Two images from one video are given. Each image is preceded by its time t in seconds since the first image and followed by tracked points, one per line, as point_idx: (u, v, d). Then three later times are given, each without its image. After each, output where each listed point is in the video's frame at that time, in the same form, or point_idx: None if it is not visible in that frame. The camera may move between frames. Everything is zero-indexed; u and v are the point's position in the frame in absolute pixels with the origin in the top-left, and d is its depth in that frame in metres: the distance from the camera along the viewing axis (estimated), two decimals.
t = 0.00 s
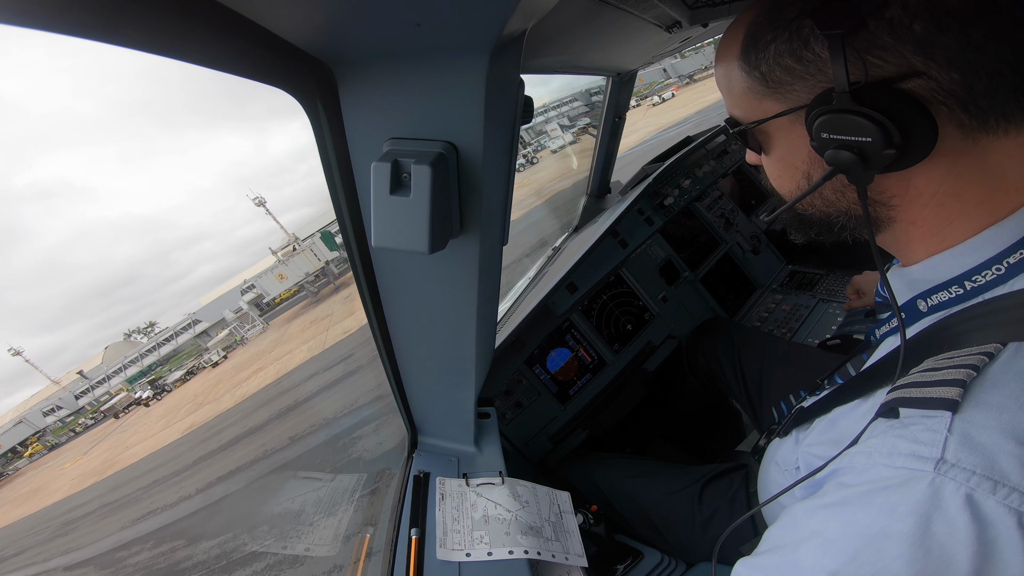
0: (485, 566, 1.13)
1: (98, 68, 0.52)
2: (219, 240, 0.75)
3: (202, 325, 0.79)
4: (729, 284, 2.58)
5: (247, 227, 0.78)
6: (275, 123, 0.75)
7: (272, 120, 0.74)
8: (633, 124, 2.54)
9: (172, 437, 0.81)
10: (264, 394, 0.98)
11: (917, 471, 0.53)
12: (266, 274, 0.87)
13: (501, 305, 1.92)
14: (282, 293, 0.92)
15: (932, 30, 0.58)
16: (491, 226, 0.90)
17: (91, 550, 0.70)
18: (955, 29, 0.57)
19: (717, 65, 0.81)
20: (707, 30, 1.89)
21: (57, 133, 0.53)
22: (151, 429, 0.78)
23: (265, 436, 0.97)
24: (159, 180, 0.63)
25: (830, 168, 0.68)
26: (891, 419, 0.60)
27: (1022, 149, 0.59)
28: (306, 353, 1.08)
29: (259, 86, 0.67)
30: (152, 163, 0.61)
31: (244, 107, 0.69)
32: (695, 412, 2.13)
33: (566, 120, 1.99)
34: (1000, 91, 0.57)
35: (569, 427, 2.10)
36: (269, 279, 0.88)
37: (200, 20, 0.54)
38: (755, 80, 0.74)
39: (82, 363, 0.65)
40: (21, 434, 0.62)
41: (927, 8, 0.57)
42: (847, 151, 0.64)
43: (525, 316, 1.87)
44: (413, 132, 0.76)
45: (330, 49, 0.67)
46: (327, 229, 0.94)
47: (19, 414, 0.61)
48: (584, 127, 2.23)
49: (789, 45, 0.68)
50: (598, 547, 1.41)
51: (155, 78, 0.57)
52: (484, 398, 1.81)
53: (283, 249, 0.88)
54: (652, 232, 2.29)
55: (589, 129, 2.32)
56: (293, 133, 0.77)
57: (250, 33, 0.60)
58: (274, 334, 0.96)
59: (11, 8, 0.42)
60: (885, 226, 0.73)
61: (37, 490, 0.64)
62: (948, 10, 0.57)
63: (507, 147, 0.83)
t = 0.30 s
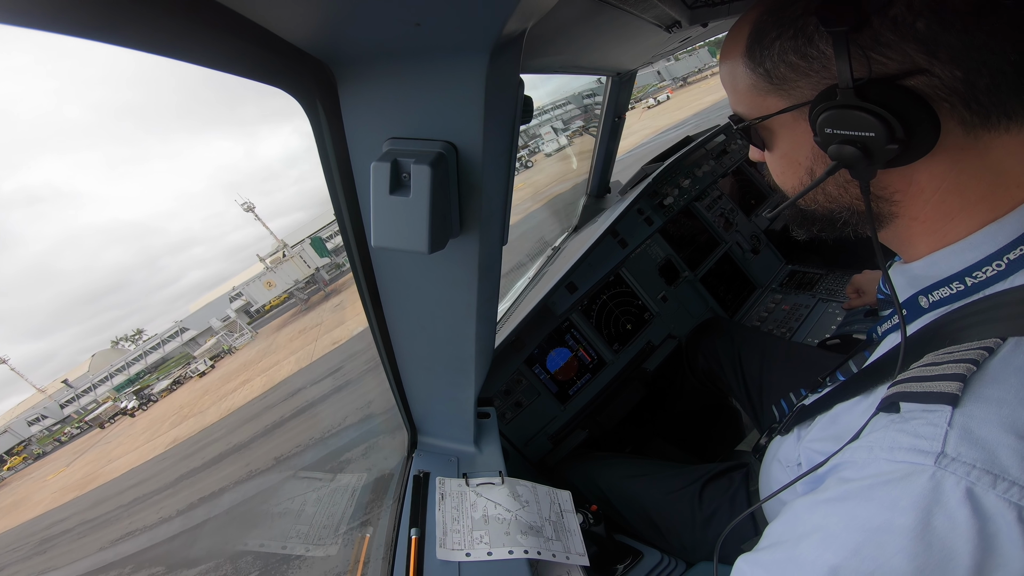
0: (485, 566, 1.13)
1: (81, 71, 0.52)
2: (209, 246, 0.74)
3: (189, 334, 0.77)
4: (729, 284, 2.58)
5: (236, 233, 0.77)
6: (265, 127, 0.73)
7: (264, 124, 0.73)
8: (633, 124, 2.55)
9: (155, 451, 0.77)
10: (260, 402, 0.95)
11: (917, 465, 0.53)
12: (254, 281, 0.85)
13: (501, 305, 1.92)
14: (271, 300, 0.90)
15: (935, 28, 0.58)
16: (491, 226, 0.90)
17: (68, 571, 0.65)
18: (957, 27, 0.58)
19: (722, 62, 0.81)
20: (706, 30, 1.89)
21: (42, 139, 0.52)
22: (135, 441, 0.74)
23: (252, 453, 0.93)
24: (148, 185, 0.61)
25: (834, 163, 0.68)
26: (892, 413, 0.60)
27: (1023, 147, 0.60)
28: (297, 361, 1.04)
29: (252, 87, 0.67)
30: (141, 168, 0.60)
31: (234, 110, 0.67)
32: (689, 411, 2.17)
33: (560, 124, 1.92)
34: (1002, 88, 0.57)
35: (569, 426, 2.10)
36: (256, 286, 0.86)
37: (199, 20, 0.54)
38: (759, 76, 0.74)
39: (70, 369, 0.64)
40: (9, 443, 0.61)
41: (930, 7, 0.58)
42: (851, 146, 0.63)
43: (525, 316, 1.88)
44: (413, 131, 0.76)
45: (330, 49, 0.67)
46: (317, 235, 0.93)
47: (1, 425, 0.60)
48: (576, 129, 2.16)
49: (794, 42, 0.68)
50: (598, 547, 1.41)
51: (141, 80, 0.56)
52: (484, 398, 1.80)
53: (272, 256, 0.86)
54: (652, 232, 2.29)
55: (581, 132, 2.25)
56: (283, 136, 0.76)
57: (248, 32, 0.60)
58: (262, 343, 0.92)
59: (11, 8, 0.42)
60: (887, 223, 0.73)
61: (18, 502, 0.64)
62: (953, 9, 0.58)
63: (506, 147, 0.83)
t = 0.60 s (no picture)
0: (485, 566, 1.13)
1: (74, 74, 0.51)
2: (201, 251, 0.71)
3: (178, 341, 0.74)
4: (729, 284, 2.58)
5: (228, 237, 0.75)
6: (257, 132, 0.73)
7: (254, 129, 0.72)
8: (632, 123, 2.55)
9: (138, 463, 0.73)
10: (249, 413, 0.92)
11: (917, 467, 0.53)
12: (244, 288, 0.82)
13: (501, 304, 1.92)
14: (261, 307, 0.86)
15: (936, 28, 0.58)
16: (490, 226, 0.90)
17: None
18: (958, 27, 0.58)
19: (722, 61, 0.81)
20: (706, 30, 1.89)
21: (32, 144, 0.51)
22: (120, 454, 0.70)
23: (238, 471, 0.88)
24: (139, 189, 0.60)
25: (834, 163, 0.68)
26: (891, 414, 0.60)
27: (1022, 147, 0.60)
28: (284, 376, 1.01)
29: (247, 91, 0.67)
30: (132, 171, 0.59)
31: (226, 113, 0.67)
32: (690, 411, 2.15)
33: (555, 127, 1.87)
34: (1002, 88, 0.57)
35: (569, 426, 2.10)
36: (246, 293, 0.83)
37: (198, 22, 0.54)
38: (759, 75, 0.74)
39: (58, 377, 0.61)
40: None
41: (930, 7, 0.58)
42: (850, 146, 0.63)
43: (525, 316, 1.88)
44: (413, 132, 0.76)
45: (330, 50, 0.67)
46: (306, 240, 0.92)
47: None
48: (571, 132, 2.10)
49: (794, 41, 0.68)
50: (598, 547, 1.41)
51: (134, 84, 0.56)
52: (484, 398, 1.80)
53: (261, 262, 0.83)
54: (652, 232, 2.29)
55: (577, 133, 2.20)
56: (275, 141, 0.76)
57: (247, 33, 0.60)
58: (252, 350, 0.88)
59: (12, 8, 0.42)
60: (887, 223, 0.74)
61: None
62: (953, 9, 0.58)
63: (506, 148, 0.84)
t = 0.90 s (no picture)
0: (485, 566, 1.13)
1: (64, 77, 0.49)
2: (191, 256, 0.69)
3: (167, 347, 0.71)
4: (729, 284, 2.58)
5: (221, 242, 0.73)
6: (248, 134, 0.70)
7: (247, 132, 0.70)
8: (632, 123, 2.54)
9: (122, 476, 0.68)
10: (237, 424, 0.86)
11: (918, 472, 0.53)
12: (233, 293, 0.80)
13: (501, 305, 1.92)
14: (253, 313, 0.84)
15: (936, 31, 0.58)
16: (490, 227, 0.90)
17: None
18: (957, 29, 0.57)
19: (716, 65, 0.81)
20: (707, 29, 1.89)
21: (17, 147, 0.48)
22: (104, 465, 0.65)
23: (225, 484, 0.84)
24: (130, 195, 0.58)
25: (834, 169, 0.68)
26: (891, 420, 0.60)
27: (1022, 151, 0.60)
28: (273, 387, 0.97)
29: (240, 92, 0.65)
30: (123, 176, 0.57)
31: (218, 116, 0.65)
32: (689, 411, 2.19)
33: (552, 129, 1.83)
34: (1003, 91, 0.57)
35: (569, 426, 2.10)
36: (236, 299, 0.80)
37: (198, 22, 0.53)
38: (755, 80, 0.74)
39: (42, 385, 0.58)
40: None
41: (931, 9, 0.58)
42: (851, 152, 0.63)
43: (525, 316, 1.88)
44: (413, 133, 0.76)
45: (330, 51, 0.67)
46: (298, 244, 0.90)
47: None
48: (568, 134, 2.06)
49: (791, 45, 0.68)
50: (598, 547, 1.41)
51: (124, 86, 0.54)
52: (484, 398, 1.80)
53: (252, 267, 0.80)
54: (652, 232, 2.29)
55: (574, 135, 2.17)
56: (269, 145, 0.74)
57: (246, 32, 0.59)
58: (242, 360, 0.85)
59: (12, 8, 0.41)
60: (886, 228, 0.74)
61: None
62: (953, 11, 0.57)
63: (506, 149, 0.84)
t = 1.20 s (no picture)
0: (485, 566, 1.13)
1: (57, 79, 0.49)
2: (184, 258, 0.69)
3: (159, 352, 0.70)
4: (729, 284, 2.58)
5: (215, 244, 0.72)
6: (241, 137, 0.70)
7: (241, 133, 0.70)
8: (632, 123, 2.54)
9: (106, 488, 0.69)
10: (225, 435, 0.85)
11: (917, 469, 0.53)
12: (224, 299, 0.79)
13: (501, 305, 1.92)
14: (244, 318, 0.84)
15: (940, 29, 0.58)
16: (490, 227, 0.90)
17: None
18: (961, 27, 0.58)
19: (720, 63, 0.81)
20: (707, 30, 1.89)
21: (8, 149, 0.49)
22: (90, 475, 0.67)
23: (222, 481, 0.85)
24: (123, 198, 0.58)
25: (837, 166, 0.68)
26: (891, 416, 0.60)
27: None
28: (265, 396, 0.95)
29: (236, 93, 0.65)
30: (117, 177, 0.57)
31: (213, 119, 0.65)
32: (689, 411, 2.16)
33: (549, 130, 1.81)
34: (1006, 89, 0.57)
35: (569, 426, 2.10)
36: (227, 304, 0.80)
37: (199, 22, 0.53)
38: (758, 77, 0.74)
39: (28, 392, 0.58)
40: None
41: (934, 7, 0.58)
42: (854, 148, 0.63)
43: (525, 316, 1.88)
44: (413, 132, 0.76)
45: (330, 50, 0.67)
46: (292, 248, 0.89)
47: None
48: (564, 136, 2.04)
49: (795, 43, 0.68)
50: (598, 547, 1.41)
51: (118, 87, 0.54)
52: (484, 398, 1.80)
53: (243, 271, 0.80)
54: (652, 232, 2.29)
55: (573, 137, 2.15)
56: (263, 147, 0.74)
57: (246, 32, 0.59)
58: (234, 365, 0.85)
59: (9, 8, 0.41)
60: (889, 226, 0.74)
61: None
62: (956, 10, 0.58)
63: (506, 148, 0.84)
